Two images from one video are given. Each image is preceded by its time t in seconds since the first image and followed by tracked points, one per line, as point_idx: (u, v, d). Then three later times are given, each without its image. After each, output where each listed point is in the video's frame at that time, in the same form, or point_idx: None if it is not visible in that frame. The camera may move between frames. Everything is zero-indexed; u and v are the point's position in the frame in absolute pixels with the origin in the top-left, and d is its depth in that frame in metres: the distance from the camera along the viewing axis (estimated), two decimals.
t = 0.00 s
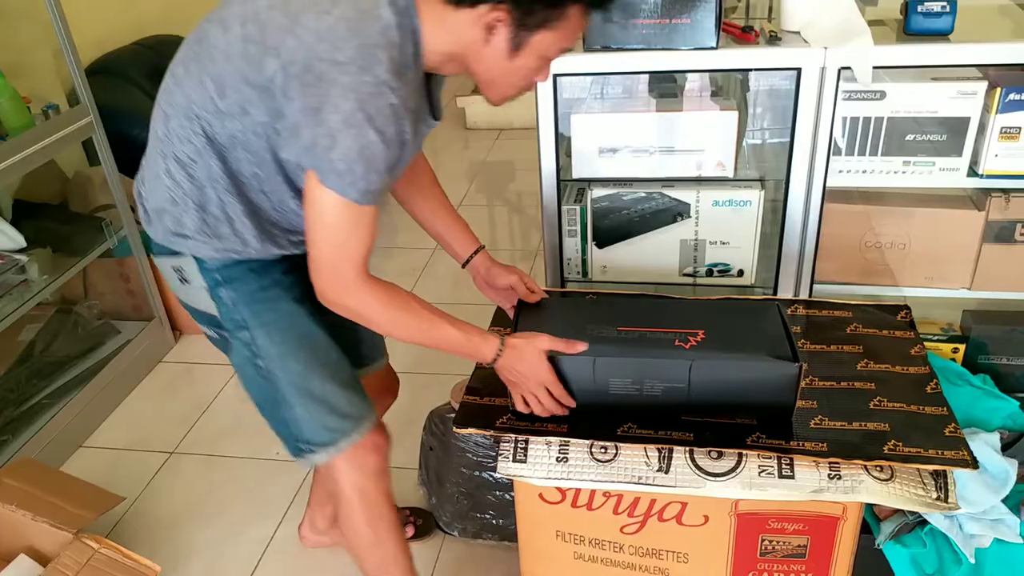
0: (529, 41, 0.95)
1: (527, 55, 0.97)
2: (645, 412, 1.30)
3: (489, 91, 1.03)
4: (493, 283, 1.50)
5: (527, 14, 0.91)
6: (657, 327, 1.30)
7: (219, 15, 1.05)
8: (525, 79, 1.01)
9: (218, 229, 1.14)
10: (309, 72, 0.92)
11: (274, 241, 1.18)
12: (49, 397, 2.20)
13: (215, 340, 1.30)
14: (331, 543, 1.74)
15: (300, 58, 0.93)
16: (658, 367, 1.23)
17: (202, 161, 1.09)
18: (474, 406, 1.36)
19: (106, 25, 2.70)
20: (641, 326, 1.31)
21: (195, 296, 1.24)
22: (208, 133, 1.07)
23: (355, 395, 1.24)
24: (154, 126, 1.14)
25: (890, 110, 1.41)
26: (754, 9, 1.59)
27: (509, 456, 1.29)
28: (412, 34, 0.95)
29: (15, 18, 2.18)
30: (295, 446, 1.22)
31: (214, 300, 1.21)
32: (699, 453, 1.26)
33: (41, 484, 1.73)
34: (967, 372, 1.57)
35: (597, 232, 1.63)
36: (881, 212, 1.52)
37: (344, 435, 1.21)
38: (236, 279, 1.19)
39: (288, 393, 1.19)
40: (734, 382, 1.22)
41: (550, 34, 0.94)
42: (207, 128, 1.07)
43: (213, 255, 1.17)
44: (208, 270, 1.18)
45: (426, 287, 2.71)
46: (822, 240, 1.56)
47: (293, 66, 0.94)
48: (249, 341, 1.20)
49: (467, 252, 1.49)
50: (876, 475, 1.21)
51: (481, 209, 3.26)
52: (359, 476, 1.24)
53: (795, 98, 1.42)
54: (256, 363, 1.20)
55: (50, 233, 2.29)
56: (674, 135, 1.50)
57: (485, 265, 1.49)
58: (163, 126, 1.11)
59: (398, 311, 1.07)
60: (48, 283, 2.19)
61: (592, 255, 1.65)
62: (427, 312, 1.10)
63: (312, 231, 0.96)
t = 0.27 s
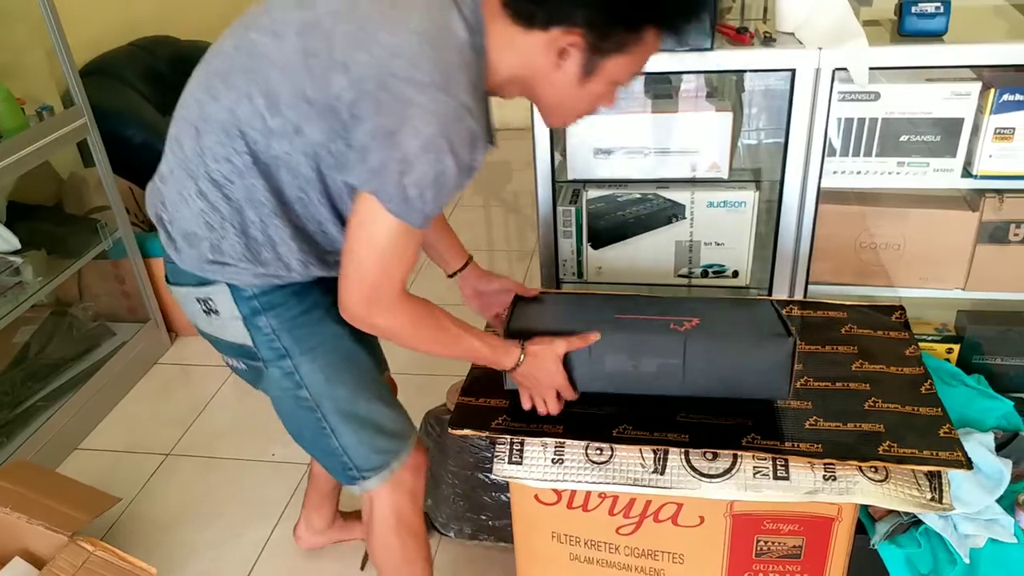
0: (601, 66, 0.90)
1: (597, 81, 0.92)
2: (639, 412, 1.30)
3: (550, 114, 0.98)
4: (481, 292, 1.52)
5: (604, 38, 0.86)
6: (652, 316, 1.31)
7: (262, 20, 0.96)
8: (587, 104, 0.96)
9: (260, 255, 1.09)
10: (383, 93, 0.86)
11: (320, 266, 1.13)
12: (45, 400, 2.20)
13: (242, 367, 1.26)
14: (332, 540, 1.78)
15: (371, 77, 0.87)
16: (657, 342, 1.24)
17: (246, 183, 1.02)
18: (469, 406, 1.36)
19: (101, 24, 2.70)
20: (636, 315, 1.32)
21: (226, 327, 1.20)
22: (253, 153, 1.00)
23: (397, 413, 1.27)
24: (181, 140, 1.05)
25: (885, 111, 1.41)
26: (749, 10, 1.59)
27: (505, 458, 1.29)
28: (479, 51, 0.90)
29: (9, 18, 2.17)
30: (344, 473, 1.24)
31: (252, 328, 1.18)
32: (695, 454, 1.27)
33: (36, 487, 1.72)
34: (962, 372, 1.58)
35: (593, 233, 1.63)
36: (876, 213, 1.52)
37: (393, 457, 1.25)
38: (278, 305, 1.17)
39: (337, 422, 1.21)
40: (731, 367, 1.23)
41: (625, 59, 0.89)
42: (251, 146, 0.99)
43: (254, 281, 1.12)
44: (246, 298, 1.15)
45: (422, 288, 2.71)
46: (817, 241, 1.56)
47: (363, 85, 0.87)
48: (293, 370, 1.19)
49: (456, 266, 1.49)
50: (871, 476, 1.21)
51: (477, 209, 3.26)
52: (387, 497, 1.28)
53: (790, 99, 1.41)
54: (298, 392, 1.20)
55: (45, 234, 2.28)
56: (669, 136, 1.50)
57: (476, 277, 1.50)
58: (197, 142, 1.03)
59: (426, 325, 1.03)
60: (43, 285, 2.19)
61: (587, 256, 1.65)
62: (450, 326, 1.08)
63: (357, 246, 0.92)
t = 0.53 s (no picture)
0: (646, 98, 0.90)
1: (640, 111, 0.93)
2: (636, 413, 1.30)
3: (588, 140, 0.99)
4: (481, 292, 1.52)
5: (652, 71, 0.86)
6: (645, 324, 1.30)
7: (302, 28, 0.92)
8: (626, 132, 0.97)
9: (280, 269, 1.06)
10: (433, 118, 0.83)
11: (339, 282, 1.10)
12: (40, 401, 2.19)
13: (245, 380, 1.22)
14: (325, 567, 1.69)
15: (423, 100, 0.83)
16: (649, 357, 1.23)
17: (272, 196, 0.98)
18: (466, 409, 1.36)
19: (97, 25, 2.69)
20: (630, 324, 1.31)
21: (234, 342, 1.16)
22: (284, 166, 0.96)
23: (399, 427, 1.26)
24: (201, 147, 1.00)
25: (880, 111, 1.41)
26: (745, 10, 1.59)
27: (501, 460, 1.29)
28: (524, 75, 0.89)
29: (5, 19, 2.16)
30: (347, 488, 1.23)
31: (262, 343, 1.14)
32: (690, 456, 1.27)
33: (31, 489, 1.71)
34: (957, 373, 1.58)
35: (588, 234, 1.62)
36: (872, 214, 1.51)
37: (395, 472, 1.25)
38: (291, 320, 1.14)
39: (344, 439, 1.19)
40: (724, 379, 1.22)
41: (671, 91, 0.90)
42: (282, 159, 0.95)
43: (271, 295, 1.09)
44: (259, 312, 1.12)
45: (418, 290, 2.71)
46: (813, 242, 1.56)
47: (413, 108, 0.84)
48: (301, 386, 1.16)
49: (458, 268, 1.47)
50: (866, 477, 1.21)
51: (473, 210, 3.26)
52: (384, 511, 1.26)
53: (785, 99, 1.41)
54: (306, 409, 1.17)
55: (39, 236, 2.27)
56: (665, 137, 1.50)
57: (476, 276, 1.50)
58: (220, 150, 0.98)
59: (427, 342, 1.00)
60: (38, 287, 2.17)
61: (582, 257, 1.65)
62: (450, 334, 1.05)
63: (373, 264, 0.88)
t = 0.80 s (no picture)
0: (649, 100, 0.91)
1: (643, 112, 0.93)
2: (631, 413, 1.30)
3: (589, 145, 0.99)
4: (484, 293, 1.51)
5: (656, 72, 0.86)
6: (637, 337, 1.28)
7: (307, 26, 0.91)
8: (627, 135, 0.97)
9: (280, 268, 1.04)
10: (441, 112, 0.82)
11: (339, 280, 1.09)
12: (34, 403, 2.19)
13: (239, 380, 1.20)
14: None
15: (432, 96, 0.82)
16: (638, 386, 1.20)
17: (275, 194, 0.97)
18: (460, 410, 1.36)
19: (91, 24, 2.68)
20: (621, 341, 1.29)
21: (231, 342, 1.15)
22: (287, 163, 0.94)
23: (393, 427, 1.26)
24: (202, 144, 0.99)
25: (874, 111, 1.40)
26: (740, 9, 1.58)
27: (495, 461, 1.29)
28: (527, 74, 0.89)
29: None
30: (340, 488, 1.23)
31: (259, 342, 1.13)
32: (685, 456, 1.27)
33: (26, 492, 1.71)
34: (952, 372, 1.58)
35: (583, 234, 1.62)
36: (867, 213, 1.51)
37: (388, 471, 1.25)
38: (290, 320, 1.12)
39: (339, 438, 1.19)
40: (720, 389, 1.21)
41: (673, 92, 0.90)
42: (286, 156, 0.94)
43: (270, 294, 1.08)
44: (258, 311, 1.11)
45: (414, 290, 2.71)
46: (808, 242, 1.56)
47: (421, 103, 0.83)
48: (298, 387, 1.16)
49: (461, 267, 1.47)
50: (861, 477, 1.21)
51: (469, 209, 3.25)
52: (378, 511, 1.26)
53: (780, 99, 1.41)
54: (302, 409, 1.17)
55: (33, 236, 2.26)
56: (659, 137, 1.49)
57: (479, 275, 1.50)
58: (222, 147, 0.97)
59: (417, 359, 0.96)
60: (31, 288, 2.17)
61: (577, 257, 1.65)
62: (441, 353, 1.01)
63: (369, 268, 0.83)
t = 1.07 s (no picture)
0: (643, 86, 0.90)
1: (636, 98, 0.93)
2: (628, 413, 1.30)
3: (582, 130, 0.99)
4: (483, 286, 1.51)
5: (649, 58, 0.86)
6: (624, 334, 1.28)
7: (304, 20, 0.91)
8: (620, 120, 0.97)
9: (280, 264, 1.04)
10: (442, 100, 0.81)
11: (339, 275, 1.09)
12: (29, 404, 2.18)
13: (238, 379, 1.20)
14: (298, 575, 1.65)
15: (432, 84, 0.82)
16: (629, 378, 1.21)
17: (274, 189, 0.96)
18: (455, 411, 1.35)
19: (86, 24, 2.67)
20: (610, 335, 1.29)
21: (229, 339, 1.14)
22: (287, 158, 0.94)
23: (391, 424, 1.25)
24: (199, 142, 0.98)
25: (870, 110, 1.40)
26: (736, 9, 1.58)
27: (491, 462, 1.29)
28: (523, 65, 0.88)
29: None
30: (341, 486, 1.22)
31: (259, 340, 1.13)
32: (681, 456, 1.26)
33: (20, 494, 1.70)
34: (948, 371, 1.58)
35: (579, 234, 1.62)
36: (863, 213, 1.51)
37: (388, 469, 1.24)
38: (289, 317, 1.12)
39: (339, 436, 1.18)
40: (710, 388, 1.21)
41: (664, 78, 0.90)
42: (285, 151, 0.94)
43: (270, 292, 1.07)
44: (257, 309, 1.10)
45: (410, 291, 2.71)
46: (804, 242, 1.55)
47: (422, 92, 0.83)
48: (297, 384, 1.15)
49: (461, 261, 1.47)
50: (857, 477, 1.21)
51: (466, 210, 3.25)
52: (375, 509, 1.26)
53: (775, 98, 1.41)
54: (302, 406, 1.16)
55: (29, 238, 2.26)
56: (655, 136, 1.49)
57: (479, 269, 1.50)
58: (221, 144, 0.96)
59: (411, 351, 0.95)
60: (26, 288, 2.16)
61: (573, 257, 1.65)
62: (436, 348, 1.00)
63: (367, 253, 0.83)
